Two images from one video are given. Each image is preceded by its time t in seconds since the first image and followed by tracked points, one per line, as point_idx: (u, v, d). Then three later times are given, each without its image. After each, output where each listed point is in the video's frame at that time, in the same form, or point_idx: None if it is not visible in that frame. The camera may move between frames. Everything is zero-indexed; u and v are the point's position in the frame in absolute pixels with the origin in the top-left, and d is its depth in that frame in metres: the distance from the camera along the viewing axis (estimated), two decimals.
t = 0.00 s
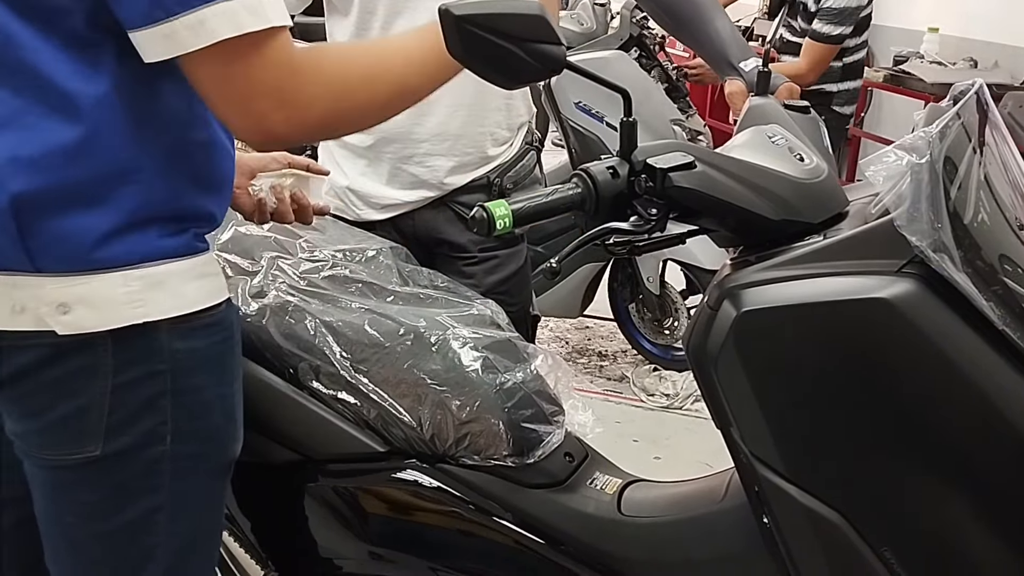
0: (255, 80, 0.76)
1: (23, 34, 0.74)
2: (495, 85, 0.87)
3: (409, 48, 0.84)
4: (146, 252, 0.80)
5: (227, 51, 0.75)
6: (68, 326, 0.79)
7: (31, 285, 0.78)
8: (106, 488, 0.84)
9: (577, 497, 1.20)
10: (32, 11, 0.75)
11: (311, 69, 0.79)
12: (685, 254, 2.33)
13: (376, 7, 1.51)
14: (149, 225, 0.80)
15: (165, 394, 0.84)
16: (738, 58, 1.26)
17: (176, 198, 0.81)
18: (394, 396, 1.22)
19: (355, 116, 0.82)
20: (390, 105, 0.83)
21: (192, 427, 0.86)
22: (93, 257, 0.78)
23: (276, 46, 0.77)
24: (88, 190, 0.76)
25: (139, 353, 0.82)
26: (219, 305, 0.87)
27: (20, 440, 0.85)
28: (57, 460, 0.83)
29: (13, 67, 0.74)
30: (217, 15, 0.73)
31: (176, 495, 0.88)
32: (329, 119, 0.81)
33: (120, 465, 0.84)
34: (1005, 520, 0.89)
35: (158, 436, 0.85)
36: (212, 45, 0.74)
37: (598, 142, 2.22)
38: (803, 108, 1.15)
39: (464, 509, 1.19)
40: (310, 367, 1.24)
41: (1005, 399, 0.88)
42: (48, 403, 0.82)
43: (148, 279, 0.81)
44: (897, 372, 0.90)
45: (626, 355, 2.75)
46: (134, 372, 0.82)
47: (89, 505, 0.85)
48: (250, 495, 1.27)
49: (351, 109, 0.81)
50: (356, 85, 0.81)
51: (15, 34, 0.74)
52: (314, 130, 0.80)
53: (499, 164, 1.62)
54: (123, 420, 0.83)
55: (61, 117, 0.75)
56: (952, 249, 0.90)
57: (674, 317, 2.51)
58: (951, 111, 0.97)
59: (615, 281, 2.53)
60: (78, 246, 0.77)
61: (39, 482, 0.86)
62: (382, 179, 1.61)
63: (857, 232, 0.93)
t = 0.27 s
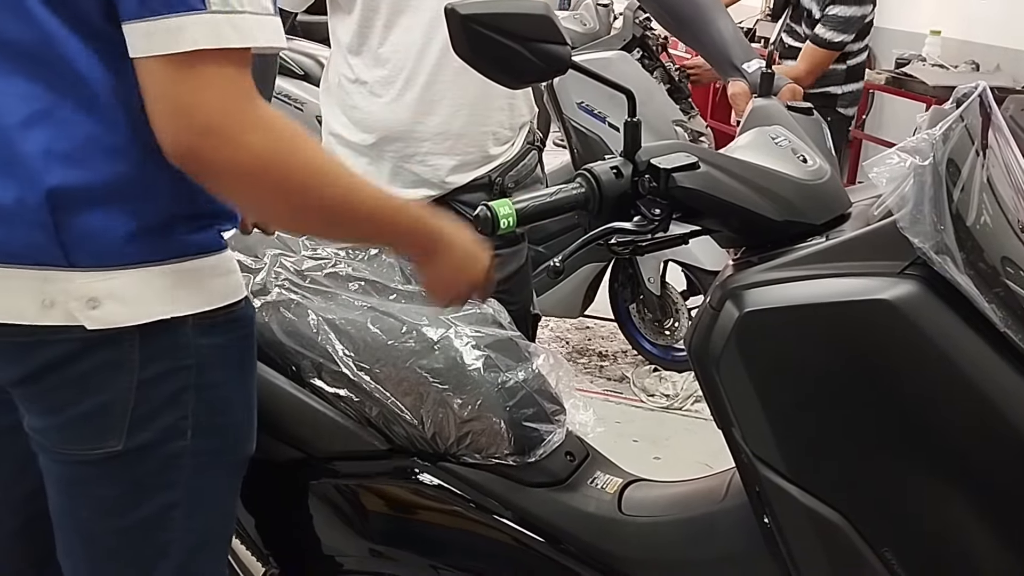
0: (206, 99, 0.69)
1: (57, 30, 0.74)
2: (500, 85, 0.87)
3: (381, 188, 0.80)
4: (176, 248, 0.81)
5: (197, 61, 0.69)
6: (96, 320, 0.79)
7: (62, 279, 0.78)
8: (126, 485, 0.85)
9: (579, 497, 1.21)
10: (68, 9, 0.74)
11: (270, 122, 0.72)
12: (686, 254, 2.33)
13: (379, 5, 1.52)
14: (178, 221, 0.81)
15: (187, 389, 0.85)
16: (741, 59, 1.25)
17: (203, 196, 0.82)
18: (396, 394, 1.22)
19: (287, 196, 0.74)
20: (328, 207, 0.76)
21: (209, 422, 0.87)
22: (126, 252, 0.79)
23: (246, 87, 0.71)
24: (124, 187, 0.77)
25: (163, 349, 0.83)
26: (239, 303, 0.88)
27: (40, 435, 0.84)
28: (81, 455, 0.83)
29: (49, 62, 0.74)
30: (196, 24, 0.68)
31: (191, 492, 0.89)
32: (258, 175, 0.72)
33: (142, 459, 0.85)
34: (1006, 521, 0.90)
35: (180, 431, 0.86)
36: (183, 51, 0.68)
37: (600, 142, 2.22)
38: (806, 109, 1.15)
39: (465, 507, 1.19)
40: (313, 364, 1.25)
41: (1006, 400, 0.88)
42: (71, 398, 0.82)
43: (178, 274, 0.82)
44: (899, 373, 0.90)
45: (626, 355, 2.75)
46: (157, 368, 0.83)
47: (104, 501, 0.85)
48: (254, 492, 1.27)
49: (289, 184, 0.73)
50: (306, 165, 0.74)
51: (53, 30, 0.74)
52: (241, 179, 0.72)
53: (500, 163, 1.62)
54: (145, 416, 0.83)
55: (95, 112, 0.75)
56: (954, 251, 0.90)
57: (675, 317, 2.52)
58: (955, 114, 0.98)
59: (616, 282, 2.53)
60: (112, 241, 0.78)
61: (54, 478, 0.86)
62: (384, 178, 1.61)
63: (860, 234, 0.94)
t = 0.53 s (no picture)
0: (194, 96, 0.69)
1: (71, 29, 0.75)
2: (501, 84, 0.87)
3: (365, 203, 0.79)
4: (183, 249, 0.82)
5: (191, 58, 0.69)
6: (103, 318, 0.80)
7: (69, 277, 0.78)
8: (129, 483, 0.85)
9: (577, 496, 1.21)
10: (83, 8, 0.75)
11: (258, 126, 0.72)
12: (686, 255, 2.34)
13: (379, 5, 1.52)
14: (186, 222, 0.81)
15: (190, 389, 0.86)
16: (742, 60, 1.26)
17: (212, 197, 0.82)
18: (397, 393, 1.22)
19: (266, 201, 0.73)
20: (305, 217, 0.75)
21: (215, 420, 0.88)
22: (134, 251, 0.79)
23: (238, 90, 0.71)
24: (132, 187, 0.77)
25: (172, 349, 0.84)
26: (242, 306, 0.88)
27: (45, 431, 0.85)
28: (84, 452, 0.84)
29: (64, 61, 0.75)
30: (186, 18, 0.69)
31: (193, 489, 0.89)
32: (238, 177, 0.72)
33: (145, 458, 0.85)
34: (1004, 522, 0.90)
35: (185, 429, 0.86)
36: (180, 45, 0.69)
37: (602, 143, 2.23)
38: (806, 111, 1.15)
39: (464, 506, 1.20)
40: (313, 362, 1.25)
41: (1003, 401, 0.88)
42: (76, 396, 0.82)
43: (185, 273, 0.83)
44: (898, 375, 0.90)
45: (626, 355, 2.75)
46: (162, 367, 0.84)
47: (108, 498, 0.85)
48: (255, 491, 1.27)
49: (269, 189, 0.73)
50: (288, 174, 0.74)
51: (68, 29, 0.75)
52: (220, 180, 0.71)
53: (500, 163, 1.63)
54: (149, 415, 0.84)
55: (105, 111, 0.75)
56: (953, 252, 0.90)
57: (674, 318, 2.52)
58: (954, 116, 0.98)
59: (616, 282, 2.53)
60: (119, 241, 0.78)
61: (59, 474, 0.86)
62: (384, 177, 1.61)
63: (859, 235, 0.94)
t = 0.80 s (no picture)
0: (217, 94, 0.72)
1: (81, 30, 0.76)
2: (501, 84, 0.87)
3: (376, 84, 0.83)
4: (188, 250, 0.82)
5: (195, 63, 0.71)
6: (108, 317, 0.80)
7: (75, 275, 0.79)
8: (131, 483, 0.86)
9: (577, 496, 1.21)
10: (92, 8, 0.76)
11: (277, 91, 0.75)
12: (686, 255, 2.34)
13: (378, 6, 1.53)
14: (193, 223, 0.81)
15: (195, 389, 0.85)
16: (741, 60, 1.26)
17: (219, 198, 0.82)
18: (397, 393, 1.22)
19: (310, 141, 0.78)
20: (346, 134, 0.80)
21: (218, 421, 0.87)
22: (137, 252, 0.80)
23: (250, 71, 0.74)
24: (138, 187, 0.78)
25: (173, 350, 0.83)
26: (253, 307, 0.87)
27: (49, 429, 0.85)
28: (87, 451, 0.84)
29: (73, 61, 0.76)
30: (209, 25, 0.70)
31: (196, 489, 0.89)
32: (281, 139, 0.76)
33: (147, 457, 0.85)
34: (1003, 522, 0.90)
35: (189, 430, 0.86)
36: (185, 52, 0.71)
37: (602, 143, 2.23)
38: (806, 111, 1.15)
39: (463, 506, 1.20)
40: (313, 362, 1.25)
41: (1002, 401, 0.88)
42: (81, 395, 0.82)
43: (189, 275, 0.82)
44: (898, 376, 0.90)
45: (625, 355, 2.75)
46: (167, 367, 0.83)
47: (111, 497, 0.86)
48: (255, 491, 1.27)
49: (306, 135, 0.78)
50: (315, 111, 0.78)
51: (76, 29, 0.76)
52: (266, 149, 0.76)
53: (498, 162, 1.63)
54: (153, 415, 0.84)
55: (112, 112, 0.76)
56: (952, 253, 0.91)
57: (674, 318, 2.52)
58: (954, 117, 0.98)
59: (615, 282, 2.54)
60: (124, 241, 0.79)
61: (62, 472, 0.86)
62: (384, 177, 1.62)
63: (859, 235, 0.94)
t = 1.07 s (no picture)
0: (265, 108, 0.73)
1: (94, 30, 0.76)
2: (498, 85, 0.87)
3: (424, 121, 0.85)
4: (197, 252, 0.82)
5: (247, 74, 0.72)
6: (118, 319, 0.81)
7: (84, 277, 0.79)
8: (138, 484, 0.86)
9: (576, 496, 1.21)
10: (105, 9, 0.76)
11: (325, 111, 0.76)
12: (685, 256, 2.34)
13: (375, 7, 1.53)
14: (201, 226, 0.82)
15: (203, 391, 0.86)
16: (741, 62, 1.26)
17: (227, 202, 0.83)
18: (396, 394, 1.23)
19: (353, 168, 0.79)
20: (388, 165, 0.81)
21: (227, 423, 0.88)
22: (146, 254, 0.80)
23: (301, 89, 0.74)
24: (150, 189, 0.78)
25: (184, 351, 0.84)
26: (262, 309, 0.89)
27: (56, 429, 0.85)
28: (95, 452, 0.84)
29: (86, 62, 0.76)
30: (250, 38, 0.71)
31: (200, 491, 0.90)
32: (325, 161, 0.77)
33: (154, 459, 0.86)
34: (1002, 522, 0.90)
35: (197, 431, 0.87)
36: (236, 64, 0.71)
37: (602, 143, 2.23)
38: (805, 113, 1.15)
39: (462, 506, 1.20)
40: (312, 363, 1.25)
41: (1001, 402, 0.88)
42: (88, 395, 0.83)
43: (197, 278, 0.83)
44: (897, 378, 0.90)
45: (625, 356, 2.76)
46: (175, 369, 0.84)
47: (117, 498, 0.86)
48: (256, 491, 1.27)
49: (350, 161, 0.78)
50: (363, 138, 0.79)
51: (87, 30, 0.76)
52: (310, 167, 0.76)
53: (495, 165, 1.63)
54: (160, 416, 0.84)
55: (125, 114, 0.77)
56: (951, 255, 0.91)
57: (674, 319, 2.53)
58: (953, 118, 0.98)
59: (615, 283, 2.54)
60: (135, 244, 0.79)
61: (68, 473, 0.87)
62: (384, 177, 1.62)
63: (858, 237, 0.94)
